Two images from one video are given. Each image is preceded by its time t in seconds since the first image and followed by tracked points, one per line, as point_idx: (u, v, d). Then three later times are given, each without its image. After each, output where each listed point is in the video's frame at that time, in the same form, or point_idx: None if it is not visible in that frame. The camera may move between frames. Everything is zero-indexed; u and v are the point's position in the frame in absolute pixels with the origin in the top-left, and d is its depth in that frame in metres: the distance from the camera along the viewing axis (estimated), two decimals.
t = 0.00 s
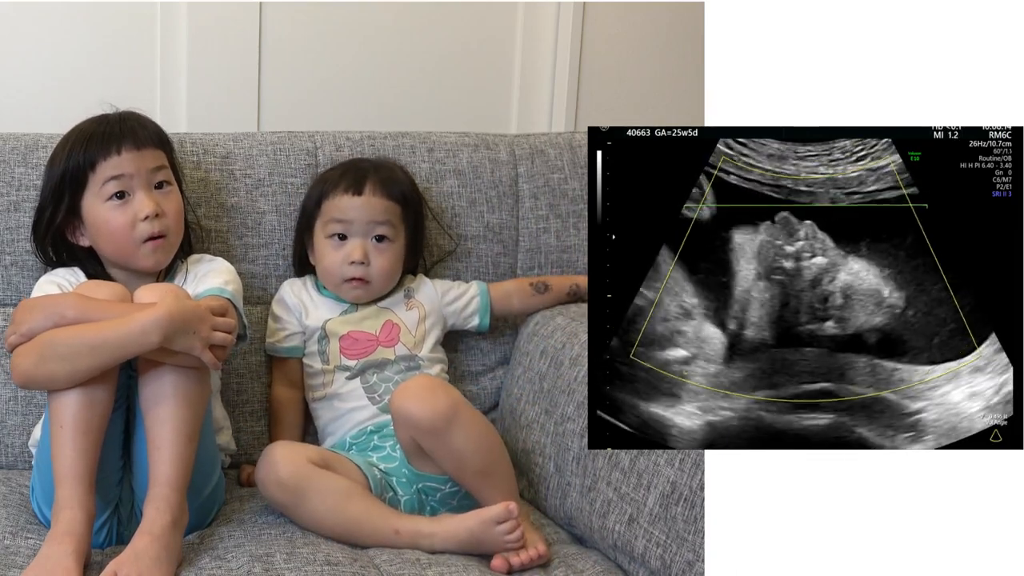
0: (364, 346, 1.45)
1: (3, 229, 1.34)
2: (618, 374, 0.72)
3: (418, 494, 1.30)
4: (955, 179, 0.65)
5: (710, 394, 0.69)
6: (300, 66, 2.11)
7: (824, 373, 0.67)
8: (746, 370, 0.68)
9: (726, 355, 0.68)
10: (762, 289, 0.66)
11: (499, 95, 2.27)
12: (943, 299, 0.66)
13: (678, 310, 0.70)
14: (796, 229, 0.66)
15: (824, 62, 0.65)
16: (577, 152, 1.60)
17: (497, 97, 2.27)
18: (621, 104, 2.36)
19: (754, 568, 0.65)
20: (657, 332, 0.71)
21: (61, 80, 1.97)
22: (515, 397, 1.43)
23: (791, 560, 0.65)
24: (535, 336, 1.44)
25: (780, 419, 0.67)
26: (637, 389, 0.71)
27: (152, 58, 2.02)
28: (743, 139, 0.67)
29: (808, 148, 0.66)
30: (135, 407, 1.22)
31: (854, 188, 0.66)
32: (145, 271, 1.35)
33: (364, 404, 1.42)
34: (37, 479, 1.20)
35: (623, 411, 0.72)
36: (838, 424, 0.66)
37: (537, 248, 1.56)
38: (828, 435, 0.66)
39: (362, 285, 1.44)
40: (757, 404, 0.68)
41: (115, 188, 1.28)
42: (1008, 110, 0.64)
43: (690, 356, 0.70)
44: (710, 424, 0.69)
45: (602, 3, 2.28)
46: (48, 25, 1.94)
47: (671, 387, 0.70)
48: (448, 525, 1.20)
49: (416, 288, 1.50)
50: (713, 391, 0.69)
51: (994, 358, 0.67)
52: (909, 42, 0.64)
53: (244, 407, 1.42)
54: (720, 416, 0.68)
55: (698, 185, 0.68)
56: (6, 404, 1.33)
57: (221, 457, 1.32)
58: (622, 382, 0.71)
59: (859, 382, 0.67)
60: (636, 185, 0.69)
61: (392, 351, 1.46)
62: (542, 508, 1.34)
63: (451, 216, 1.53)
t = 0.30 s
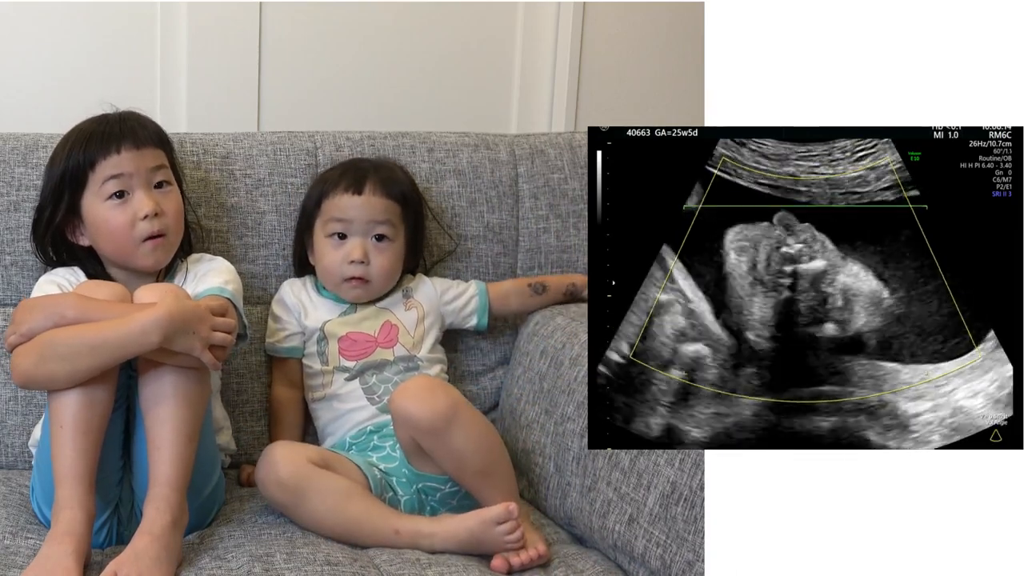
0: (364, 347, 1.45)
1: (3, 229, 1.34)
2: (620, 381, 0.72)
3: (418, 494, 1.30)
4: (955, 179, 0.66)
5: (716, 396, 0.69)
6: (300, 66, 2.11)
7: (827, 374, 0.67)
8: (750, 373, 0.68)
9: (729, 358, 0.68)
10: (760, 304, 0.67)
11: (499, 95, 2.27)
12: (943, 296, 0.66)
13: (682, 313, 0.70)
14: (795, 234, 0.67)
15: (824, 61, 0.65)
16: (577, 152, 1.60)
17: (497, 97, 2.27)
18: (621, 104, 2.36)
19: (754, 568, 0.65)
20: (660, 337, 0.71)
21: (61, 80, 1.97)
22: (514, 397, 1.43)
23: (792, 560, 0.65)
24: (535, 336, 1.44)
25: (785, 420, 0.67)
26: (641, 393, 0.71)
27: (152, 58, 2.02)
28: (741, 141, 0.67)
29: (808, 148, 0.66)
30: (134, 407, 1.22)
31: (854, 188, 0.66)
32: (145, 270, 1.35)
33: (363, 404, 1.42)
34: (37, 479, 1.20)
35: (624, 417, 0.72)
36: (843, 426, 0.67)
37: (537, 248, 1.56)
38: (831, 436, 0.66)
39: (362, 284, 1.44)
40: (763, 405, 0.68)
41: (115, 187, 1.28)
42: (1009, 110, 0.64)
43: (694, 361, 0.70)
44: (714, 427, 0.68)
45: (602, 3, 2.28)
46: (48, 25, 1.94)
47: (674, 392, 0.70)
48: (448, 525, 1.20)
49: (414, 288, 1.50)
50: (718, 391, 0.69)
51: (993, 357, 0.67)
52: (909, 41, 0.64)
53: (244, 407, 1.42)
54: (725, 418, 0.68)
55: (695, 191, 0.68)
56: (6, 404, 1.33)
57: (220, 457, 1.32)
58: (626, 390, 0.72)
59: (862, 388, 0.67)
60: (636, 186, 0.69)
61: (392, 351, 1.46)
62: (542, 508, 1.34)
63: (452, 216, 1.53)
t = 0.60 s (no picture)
0: (361, 343, 1.45)
1: (3, 229, 1.34)
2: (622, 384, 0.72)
3: (418, 493, 1.30)
4: (954, 179, 0.66)
5: (722, 397, 0.69)
6: (300, 66, 2.11)
7: (834, 366, 0.67)
8: (754, 371, 0.68)
9: (735, 355, 0.68)
10: (781, 279, 0.66)
11: (499, 95, 2.27)
12: (944, 295, 0.66)
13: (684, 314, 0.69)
14: (801, 235, 0.66)
15: (824, 61, 0.65)
16: (577, 152, 1.60)
17: (497, 97, 2.27)
18: (621, 104, 2.36)
19: (753, 568, 0.65)
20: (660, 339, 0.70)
21: (61, 80, 1.97)
22: (515, 397, 1.43)
23: (792, 560, 0.65)
24: (535, 336, 1.44)
25: (793, 421, 0.67)
26: (647, 394, 0.71)
27: (152, 58, 2.02)
28: (745, 140, 0.67)
29: (810, 148, 0.66)
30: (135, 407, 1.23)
31: (857, 187, 0.66)
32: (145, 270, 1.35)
33: (361, 403, 1.42)
34: (37, 479, 1.20)
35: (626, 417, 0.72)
36: (851, 426, 0.66)
37: (537, 248, 1.56)
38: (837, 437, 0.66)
39: (359, 284, 1.43)
40: (769, 405, 0.68)
41: (115, 187, 1.28)
42: (1009, 110, 0.64)
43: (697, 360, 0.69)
44: (722, 429, 0.69)
45: (602, 3, 2.28)
46: (48, 25, 1.94)
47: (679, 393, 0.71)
48: (448, 525, 1.20)
49: (408, 281, 1.50)
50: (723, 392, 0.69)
51: (994, 357, 0.67)
52: (910, 41, 0.64)
53: (244, 407, 1.42)
54: (733, 419, 0.69)
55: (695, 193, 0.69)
56: (6, 404, 1.33)
57: (220, 457, 1.32)
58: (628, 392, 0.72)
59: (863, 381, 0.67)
60: (636, 185, 0.69)
61: (390, 349, 1.46)
62: (542, 508, 1.34)
63: (451, 216, 1.53)
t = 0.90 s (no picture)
0: (357, 343, 1.45)
1: (3, 229, 1.34)
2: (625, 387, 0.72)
3: (418, 493, 1.30)
4: (954, 179, 0.66)
5: (723, 399, 0.69)
6: (300, 66, 2.11)
7: (834, 367, 0.67)
8: (760, 370, 0.68)
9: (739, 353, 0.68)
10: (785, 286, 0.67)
11: (499, 95, 2.27)
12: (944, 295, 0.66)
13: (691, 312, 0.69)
14: (799, 239, 0.66)
15: (825, 61, 0.65)
16: (577, 152, 1.60)
17: (497, 97, 2.27)
18: (621, 104, 2.36)
19: (753, 568, 0.65)
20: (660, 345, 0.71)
21: (61, 80, 1.97)
22: (514, 397, 1.43)
23: (792, 560, 0.65)
24: (535, 336, 1.44)
25: (797, 420, 0.67)
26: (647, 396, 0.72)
27: (152, 58, 2.02)
28: (744, 140, 0.67)
29: (810, 148, 0.67)
30: (134, 407, 1.22)
31: (857, 186, 0.66)
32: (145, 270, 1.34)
33: (360, 403, 1.42)
34: (37, 479, 1.20)
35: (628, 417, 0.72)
36: (855, 425, 0.66)
37: (537, 248, 1.56)
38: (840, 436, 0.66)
39: (350, 283, 1.43)
40: (773, 404, 0.67)
41: (115, 186, 1.28)
42: (1008, 110, 0.64)
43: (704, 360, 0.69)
44: (724, 428, 0.68)
45: (602, 3, 2.28)
46: (48, 25, 1.94)
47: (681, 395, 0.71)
48: (448, 525, 1.20)
49: (403, 277, 1.50)
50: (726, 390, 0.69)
51: (993, 357, 0.67)
52: (910, 41, 0.64)
53: (244, 407, 1.42)
54: (735, 420, 0.68)
55: (696, 191, 0.69)
56: (6, 404, 1.33)
57: (220, 456, 1.32)
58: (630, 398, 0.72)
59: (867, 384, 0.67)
60: (636, 186, 0.69)
61: (387, 348, 1.46)
62: (542, 508, 1.34)
63: (451, 215, 1.53)
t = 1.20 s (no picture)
0: (348, 341, 1.44)
1: (3, 229, 1.34)
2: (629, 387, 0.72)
3: (415, 493, 1.30)
4: (954, 178, 0.66)
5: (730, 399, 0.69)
6: (300, 66, 2.11)
7: (825, 363, 0.67)
8: (774, 367, 0.67)
9: (749, 351, 0.67)
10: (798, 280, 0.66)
11: (499, 95, 2.27)
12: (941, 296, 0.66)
13: (701, 310, 0.68)
14: (810, 234, 0.67)
15: (825, 60, 0.65)
16: (577, 152, 1.60)
17: (497, 97, 2.27)
18: (621, 104, 2.37)
19: (753, 568, 0.65)
20: (664, 340, 0.71)
21: (61, 80, 1.97)
22: (514, 397, 1.43)
23: (792, 560, 0.65)
24: (535, 336, 1.44)
25: (806, 416, 0.67)
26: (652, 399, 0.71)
27: (152, 58, 2.02)
28: (743, 140, 0.67)
29: (812, 148, 0.66)
30: (135, 407, 1.22)
31: (855, 185, 0.66)
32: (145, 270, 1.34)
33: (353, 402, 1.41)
34: (37, 479, 1.20)
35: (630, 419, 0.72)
36: (862, 423, 0.66)
37: (537, 248, 1.56)
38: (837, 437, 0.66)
39: (343, 273, 1.42)
40: (784, 401, 0.67)
41: (115, 187, 1.28)
42: (1009, 110, 0.64)
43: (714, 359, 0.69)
44: (730, 423, 0.68)
45: (602, 3, 2.28)
46: (48, 25, 1.94)
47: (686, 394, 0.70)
48: (448, 526, 1.20)
49: (402, 277, 1.50)
50: (733, 386, 0.69)
51: (992, 359, 0.67)
52: (910, 41, 0.64)
53: (244, 407, 1.42)
54: (740, 415, 0.68)
55: (699, 190, 0.69)
56: (6, 404, 1.33)
57: (220, 456, 1.32)
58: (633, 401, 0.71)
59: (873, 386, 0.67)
60: (636, 186, 0.69)
61: (377, 346, 1.45)
62: (542, 508, 1.34)
63: (451, 216, 1.53)
